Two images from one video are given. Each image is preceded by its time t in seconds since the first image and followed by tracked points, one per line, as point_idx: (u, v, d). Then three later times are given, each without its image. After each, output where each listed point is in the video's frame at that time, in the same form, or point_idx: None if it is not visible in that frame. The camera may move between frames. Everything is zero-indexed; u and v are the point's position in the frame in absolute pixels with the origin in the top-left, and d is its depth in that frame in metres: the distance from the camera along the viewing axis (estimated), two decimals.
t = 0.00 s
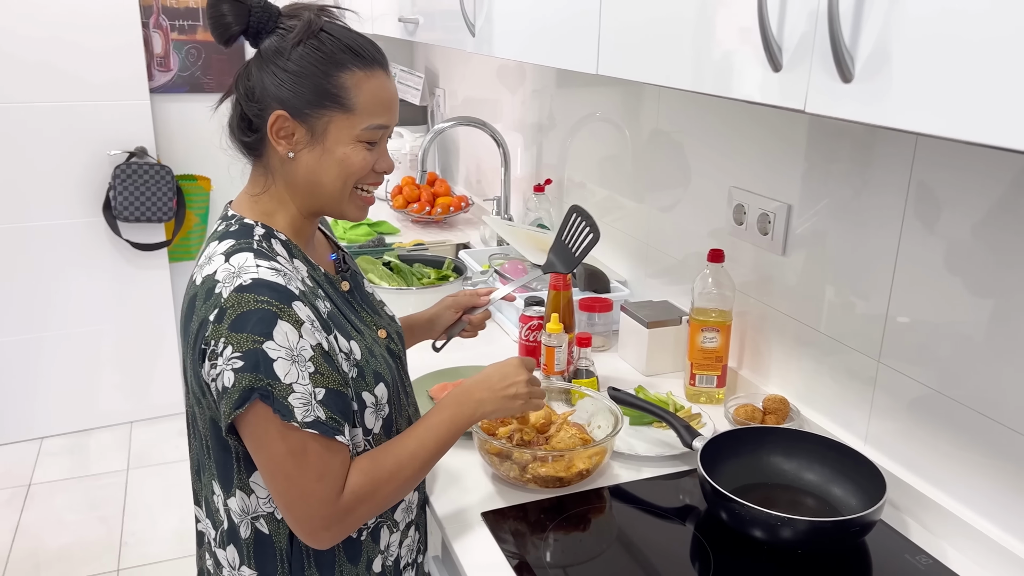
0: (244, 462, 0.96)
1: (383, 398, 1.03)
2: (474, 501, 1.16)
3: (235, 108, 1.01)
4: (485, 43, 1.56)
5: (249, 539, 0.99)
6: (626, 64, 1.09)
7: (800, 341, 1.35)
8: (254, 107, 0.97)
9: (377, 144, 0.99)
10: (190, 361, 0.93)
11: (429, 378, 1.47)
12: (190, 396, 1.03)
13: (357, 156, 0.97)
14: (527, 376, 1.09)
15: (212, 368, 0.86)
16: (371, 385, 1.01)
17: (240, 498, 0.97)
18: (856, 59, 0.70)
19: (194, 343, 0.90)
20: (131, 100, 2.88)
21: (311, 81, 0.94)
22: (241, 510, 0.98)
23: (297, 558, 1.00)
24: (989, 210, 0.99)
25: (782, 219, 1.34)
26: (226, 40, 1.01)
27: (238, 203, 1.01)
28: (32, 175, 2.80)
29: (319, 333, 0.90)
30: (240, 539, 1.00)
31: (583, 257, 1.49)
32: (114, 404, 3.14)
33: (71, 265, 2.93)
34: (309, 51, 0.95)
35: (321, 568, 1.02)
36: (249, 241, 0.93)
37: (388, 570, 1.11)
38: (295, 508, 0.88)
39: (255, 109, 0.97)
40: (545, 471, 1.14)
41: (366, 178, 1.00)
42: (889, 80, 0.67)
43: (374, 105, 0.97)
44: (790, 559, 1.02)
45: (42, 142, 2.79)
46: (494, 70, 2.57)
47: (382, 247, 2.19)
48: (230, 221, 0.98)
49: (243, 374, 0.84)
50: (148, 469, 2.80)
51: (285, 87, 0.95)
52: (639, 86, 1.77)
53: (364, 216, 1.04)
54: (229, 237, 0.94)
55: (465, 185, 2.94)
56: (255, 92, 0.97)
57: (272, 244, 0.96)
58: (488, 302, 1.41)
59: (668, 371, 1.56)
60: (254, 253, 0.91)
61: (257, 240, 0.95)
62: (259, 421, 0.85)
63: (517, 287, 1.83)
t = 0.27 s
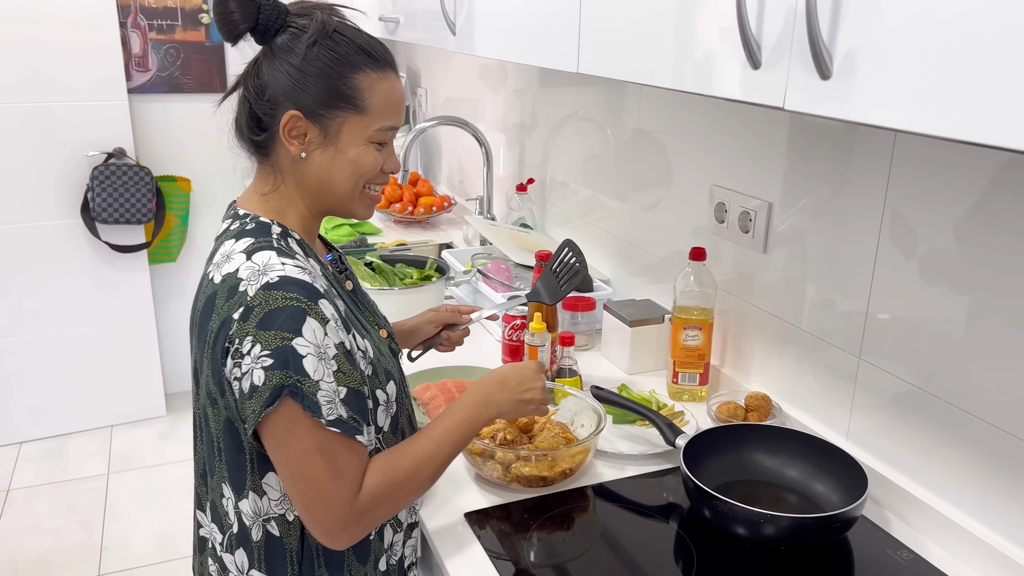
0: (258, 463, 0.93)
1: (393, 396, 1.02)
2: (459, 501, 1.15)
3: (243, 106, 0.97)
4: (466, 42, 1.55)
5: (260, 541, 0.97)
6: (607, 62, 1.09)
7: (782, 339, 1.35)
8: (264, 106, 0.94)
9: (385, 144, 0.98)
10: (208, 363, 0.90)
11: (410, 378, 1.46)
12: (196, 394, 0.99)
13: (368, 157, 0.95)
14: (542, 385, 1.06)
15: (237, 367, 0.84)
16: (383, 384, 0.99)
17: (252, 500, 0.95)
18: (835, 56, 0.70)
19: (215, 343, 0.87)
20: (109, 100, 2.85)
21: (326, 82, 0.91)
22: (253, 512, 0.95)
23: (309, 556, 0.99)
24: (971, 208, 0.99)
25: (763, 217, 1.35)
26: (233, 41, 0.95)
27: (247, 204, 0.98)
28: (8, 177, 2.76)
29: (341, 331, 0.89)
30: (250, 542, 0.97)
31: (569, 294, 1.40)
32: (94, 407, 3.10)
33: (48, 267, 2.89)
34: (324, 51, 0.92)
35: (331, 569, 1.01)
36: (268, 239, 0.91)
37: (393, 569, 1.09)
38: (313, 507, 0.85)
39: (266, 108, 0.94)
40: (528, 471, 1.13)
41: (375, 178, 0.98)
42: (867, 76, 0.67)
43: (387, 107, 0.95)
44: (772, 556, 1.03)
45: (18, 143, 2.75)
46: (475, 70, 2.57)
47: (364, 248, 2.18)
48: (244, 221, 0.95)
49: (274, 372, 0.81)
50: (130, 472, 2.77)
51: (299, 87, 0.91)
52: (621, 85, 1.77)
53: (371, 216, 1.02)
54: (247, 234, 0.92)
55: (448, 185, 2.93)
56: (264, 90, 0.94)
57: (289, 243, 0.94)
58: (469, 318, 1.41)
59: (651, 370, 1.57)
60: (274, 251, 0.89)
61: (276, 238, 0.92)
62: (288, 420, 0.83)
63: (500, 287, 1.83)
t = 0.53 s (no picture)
0: (293, 454, 0.91)
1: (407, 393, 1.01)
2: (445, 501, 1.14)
3: (260, 103, 0.95)
4: (449, 40, 1.54)
5: (284, 535, 0.95)
6: (590, 59, 1.08)
7: (766, 336, 1.35)
8: (283, 103, 0.92)
9: (403, 141, 0.96)
10: (235, 359, 0.88)
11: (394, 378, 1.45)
12: (215, 387, 0.95)
13: (387, 154, 0.94)
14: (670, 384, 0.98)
15: (276, 365, 0.82)
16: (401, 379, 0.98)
17: (282, 492, 0.93)
18: (817, 50, 0.70)
19: (246, 343, 0.85)
20: (88, 98, 2.81)
21: (346, 78, 0.89)
22: (280, 504, 0.94)
23: (331, 551, 0.98)
24: (951, 199, 1.00)
25: (746, 214, 1.35)
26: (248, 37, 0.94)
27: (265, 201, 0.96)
28: None
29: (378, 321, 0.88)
30: (273, 536, 0.96)
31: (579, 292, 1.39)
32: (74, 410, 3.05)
33: (27, 267, 2.85)
34: (343, 48, 0.90)
35: (350, 564, 1.00)
36: (292, 238, 0.89)
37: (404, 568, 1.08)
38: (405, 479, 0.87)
39: (284, 105, 0.92)
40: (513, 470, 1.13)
41: (393, 176, 0.97)
42: (851, 70, 0.67)
43: (406, 103, 0.94)
44: (758, 554, 1.03)
45: None
46: (459, 68, 2.56)
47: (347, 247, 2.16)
48: (264, 217, 0.93)
49: (322, 367, 0.80)
50: (111, 476, 2.73)
51: (319, 84, 0.90)
52: (604, 83, 1.77)
53: (387, 213, 1.01)
54: (270, 233, 0.90)
55: (431, 184, 2.92)
56: (283, 87, 0.92)
57: (310, 241, 0.93)
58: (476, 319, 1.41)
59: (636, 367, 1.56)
60: (301, 250, 0.87)
61: (299, 237, 0.91)
62: (345, 411, 0.82)
63: (485, 286, 1.82)
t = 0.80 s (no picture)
0: (312, 444, 0.91)
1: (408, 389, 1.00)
2: (432, 500, 1.14)
3: (275, 101, 0.94)
4: (435, 37, 1.53)
5: (295, 523, 0.94)
6: (577, 55, 1.08)
7: (754, 333, 1.35)
8: (298, 101, 0.91)
9: (416, 140, 0.95)
10: (256, 354, 0.87)
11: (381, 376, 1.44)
12: (229, 380, 0.94)
13: (401, 154, 0.93)
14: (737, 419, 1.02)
15: (316, 356, 0.81)
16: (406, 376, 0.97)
17: (297, 482, 0.93)
18: (804, 46, 0.70)
19: (280, 338, 0.83)
20: (69, 95, 2.77)
21: (362, 76, 0.88)
22: (295, 494, 0.93)
23: (341, 539, 0.97)
24: (914, 209, 1.03)
25: (733, 211, 1.35)
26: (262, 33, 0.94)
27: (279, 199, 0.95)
28: None
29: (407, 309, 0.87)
30: (283, 526, 0.95)
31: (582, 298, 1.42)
32: (56, 411, 3.02)
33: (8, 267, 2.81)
34: (359, 47, 0.89)
35: (359, 555, 0.99)
36: (313, 234, 0.88)
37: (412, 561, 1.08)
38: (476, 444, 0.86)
39: (300, 103, 0.91)
40: (501, 469, 1.12)
41: (406, 176, 0.96)
42: (838, 65, 0.67)
43: (421, 101, 0.93)
44: (745, 551, 1.03)
45: None
46: (444, 65, 2.55)
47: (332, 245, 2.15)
48: (284, 213, 0.92)
49: (369, 354, 0.80)
50: (94, 477, 2.70)
51: (335, 83, 0.89)
52: (591, 79, 1.76)
53: (400, 212, 1.00)
54: (293, 229, 0.88)
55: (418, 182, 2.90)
56: (298, 85, 0.91)
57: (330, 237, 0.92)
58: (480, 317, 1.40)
59: (624, 365, 1.56)
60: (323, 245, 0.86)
61: (320, 233, 0.90)
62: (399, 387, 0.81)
63: (472, 284, 1.81)
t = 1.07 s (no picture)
0: (293, 443, 0.91)
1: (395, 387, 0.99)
2: (422, 500, 1.13)
3: (261, 95, 0.92)
4: (424, 32, 1.52)
5: (278, 524, 0.94)
6: (567, 51, 1.07)
7: (744, 330, 1.35)
8: (285, 96, 0.90)
9: (404, 139, 0.94)
10: (236, 353, 0.86)
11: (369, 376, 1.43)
12: (207, 380, 0.94)
13: (388, 152, 0.92)
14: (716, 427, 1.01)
15: (298, 355, 0.81)
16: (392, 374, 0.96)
17: (280, 482, 0.92)
18: (797, 43, 0.70)
19: (261, 336, 0.83)
20: (53, 92, 2.74)
21: (351, 73, 0.87)
22: (277, 494, 0.93)
23: (324, 541, 0.96)
24: (906, 203, 1.02)
25: (724, 209, 1.35)
26: (250, 28, 0.94)
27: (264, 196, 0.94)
28: None
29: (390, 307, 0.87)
30: (265, 526, 0.94)
31: (576, 299, 1.42)
32: (41, 411, 2.99)
33: None
34: (349, 44, 0.88)
35: (342, 558, 0.98)
36: (296, 233, 0.88)
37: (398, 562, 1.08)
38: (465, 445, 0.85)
39: (287, 99, 0.89)
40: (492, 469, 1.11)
41: (393, 175, 0.95)
42: (832, 63, 0.67)
43: (409, 100, 0.92)
44: (737, 550, 1.03)
45: None
46: (433, 61, 2.53)
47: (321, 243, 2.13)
48: (267, 211, 0.91)
49: (350, 354, 0.79)
50: (80, 477, 2.68)
51: (323, 79, 0.88)
52: (580, 76, 1.76)
53: (385, 211, 0.99)
54: (275, 227, 0.88)
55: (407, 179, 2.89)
56: (285, 81, 0.90)
57: (314, 235, 0.91)
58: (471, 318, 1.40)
59: (614, 363, 1.56)
60: (305, 244, 0.86)
61: (303, 231, 0.89)
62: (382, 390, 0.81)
63: (462, 282, 1.80)
